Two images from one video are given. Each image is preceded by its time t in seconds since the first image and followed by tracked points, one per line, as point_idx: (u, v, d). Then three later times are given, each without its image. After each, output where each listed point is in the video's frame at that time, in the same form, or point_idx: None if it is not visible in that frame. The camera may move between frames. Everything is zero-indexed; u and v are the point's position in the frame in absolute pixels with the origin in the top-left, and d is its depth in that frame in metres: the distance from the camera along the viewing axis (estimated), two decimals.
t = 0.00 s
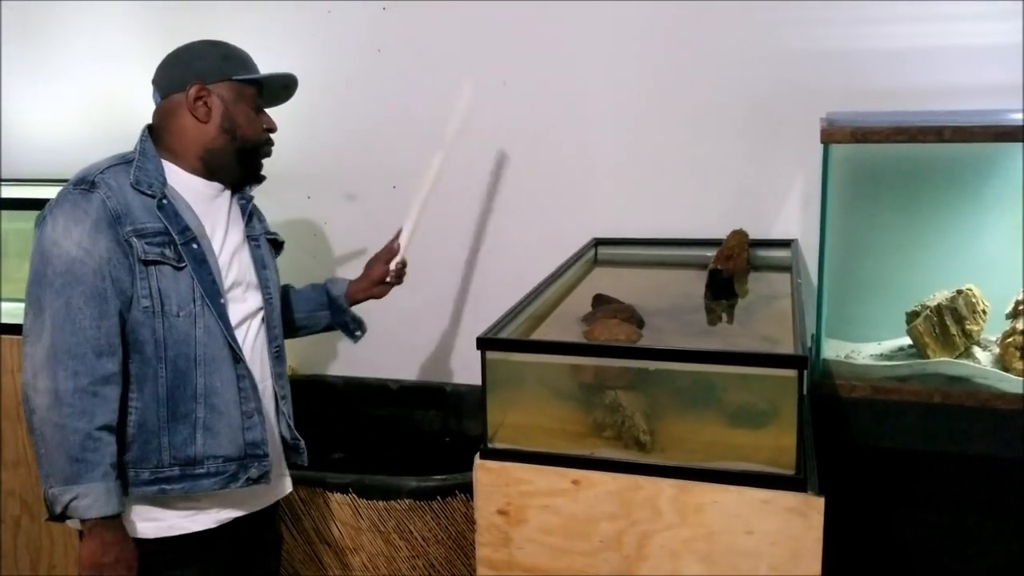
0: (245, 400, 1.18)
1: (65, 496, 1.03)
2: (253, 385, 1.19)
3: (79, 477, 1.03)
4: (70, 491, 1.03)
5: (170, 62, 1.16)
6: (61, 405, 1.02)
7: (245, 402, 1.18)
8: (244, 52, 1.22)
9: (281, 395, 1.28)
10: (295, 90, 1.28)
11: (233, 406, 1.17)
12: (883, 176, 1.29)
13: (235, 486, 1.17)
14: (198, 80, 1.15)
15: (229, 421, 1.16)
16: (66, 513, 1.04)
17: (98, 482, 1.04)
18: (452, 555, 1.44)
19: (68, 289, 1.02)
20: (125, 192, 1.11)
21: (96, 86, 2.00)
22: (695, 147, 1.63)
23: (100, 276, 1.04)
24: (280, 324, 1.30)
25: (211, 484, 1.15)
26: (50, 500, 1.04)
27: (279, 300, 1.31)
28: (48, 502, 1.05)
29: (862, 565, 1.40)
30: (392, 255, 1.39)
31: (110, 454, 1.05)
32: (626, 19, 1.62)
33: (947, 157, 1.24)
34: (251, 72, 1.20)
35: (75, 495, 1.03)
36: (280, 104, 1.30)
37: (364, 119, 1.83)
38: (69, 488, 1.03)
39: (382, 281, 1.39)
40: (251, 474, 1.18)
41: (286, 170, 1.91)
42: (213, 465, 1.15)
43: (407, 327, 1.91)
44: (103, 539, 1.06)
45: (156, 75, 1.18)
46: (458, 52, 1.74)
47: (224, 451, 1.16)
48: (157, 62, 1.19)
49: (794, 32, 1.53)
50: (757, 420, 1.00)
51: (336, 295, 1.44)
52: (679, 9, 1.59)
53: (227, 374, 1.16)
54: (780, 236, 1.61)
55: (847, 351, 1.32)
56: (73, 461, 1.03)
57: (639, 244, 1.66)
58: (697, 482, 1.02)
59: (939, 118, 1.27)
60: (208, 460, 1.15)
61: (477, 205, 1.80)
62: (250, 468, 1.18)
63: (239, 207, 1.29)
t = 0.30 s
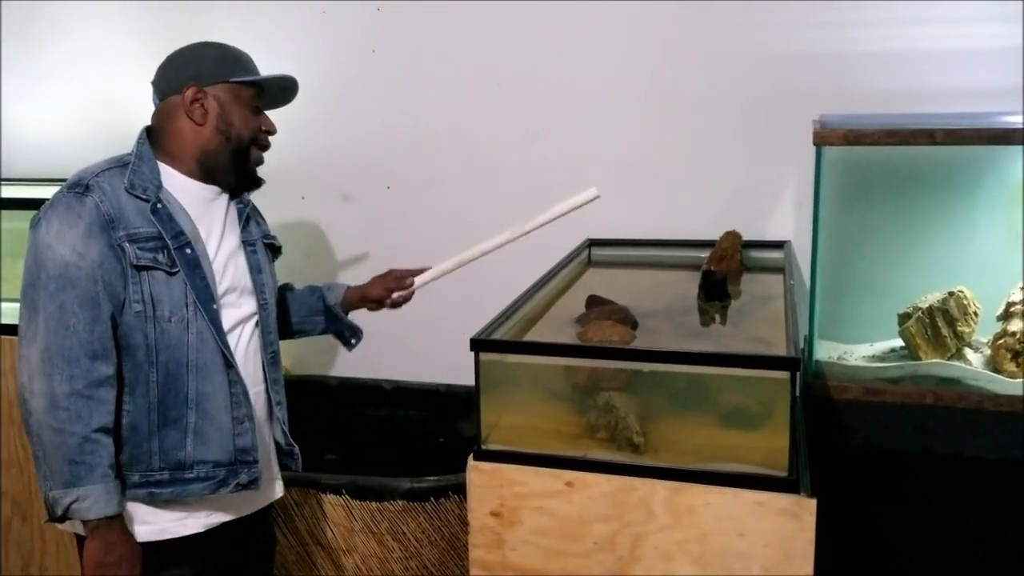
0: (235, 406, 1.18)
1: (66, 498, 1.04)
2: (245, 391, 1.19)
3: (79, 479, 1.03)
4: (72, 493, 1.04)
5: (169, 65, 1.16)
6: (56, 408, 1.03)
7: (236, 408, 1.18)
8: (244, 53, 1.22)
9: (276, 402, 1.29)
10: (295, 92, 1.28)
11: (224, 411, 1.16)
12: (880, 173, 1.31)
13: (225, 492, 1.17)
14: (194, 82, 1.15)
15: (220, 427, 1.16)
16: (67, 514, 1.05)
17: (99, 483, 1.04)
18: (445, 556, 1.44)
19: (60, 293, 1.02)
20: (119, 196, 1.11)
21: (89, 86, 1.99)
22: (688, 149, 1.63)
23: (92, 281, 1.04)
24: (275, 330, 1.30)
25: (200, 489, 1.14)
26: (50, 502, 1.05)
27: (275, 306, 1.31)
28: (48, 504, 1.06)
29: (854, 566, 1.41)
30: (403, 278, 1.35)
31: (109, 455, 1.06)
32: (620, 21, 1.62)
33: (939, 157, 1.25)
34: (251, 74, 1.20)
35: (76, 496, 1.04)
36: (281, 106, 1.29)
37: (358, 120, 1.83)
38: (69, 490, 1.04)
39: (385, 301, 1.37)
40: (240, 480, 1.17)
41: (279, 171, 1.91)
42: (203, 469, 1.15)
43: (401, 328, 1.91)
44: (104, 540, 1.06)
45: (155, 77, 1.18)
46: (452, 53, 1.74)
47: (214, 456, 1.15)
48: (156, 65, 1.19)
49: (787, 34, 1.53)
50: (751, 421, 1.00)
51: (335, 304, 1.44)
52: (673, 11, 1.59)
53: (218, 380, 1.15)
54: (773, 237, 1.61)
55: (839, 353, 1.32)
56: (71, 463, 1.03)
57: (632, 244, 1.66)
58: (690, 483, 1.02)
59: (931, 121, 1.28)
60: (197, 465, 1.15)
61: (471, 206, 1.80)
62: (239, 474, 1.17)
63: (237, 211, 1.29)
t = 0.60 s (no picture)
0: (220, 415, 1.17)
1: (52, 503, 1.03)
2: (230, 402, 1.18)
3: (66, 483, 1.03)
4: (58, 498, 1.03)
5: (170, 66, 1.16)
6: (43, 411, 1.02)
7: (221, 417, 1.17)
8: (248, 57, 1.21)
9: (259, 412, 1.29)
10: (299, 97, 1.27)
11: (209, 421, 1.16)
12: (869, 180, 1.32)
13: (206, 501, 1.17)
14: (193, 85, 1.15)
15: (204, 437, 1.15)
16: (51, 519, 1.04)
17: (86, 488, 1.04)
18: (438, 558, 1.44)
19: (50, 296, 1.02)
20: (113, 199, 1.11)
21: (81, 87, 1.99)
22: (681, 151, 1.63)
23: (82, 284, 1.04)
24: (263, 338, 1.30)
25: (181, 497, 1.14)
26: (35, 508, 1.04)
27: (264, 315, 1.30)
28: (32, 509, 1.05)
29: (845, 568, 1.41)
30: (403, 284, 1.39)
31: (96, 459, 1.05)
32: (613, 24, 1.63)
33: (932, 161, 1.26)
34: (253, 79, 1.19)
35: (63, 502, 1.03)
36: (287, 110, 1.29)
37: (352, 122, 1.83)
38: (56, 495, 1.03)
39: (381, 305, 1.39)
40: (222, 490, 1.17)
41: (271, 173, 1.91)
42: (185, 478, 1.15)
43: (393, 330, 1.91)
44: (92, 544, 1.06)
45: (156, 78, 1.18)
46: (446, 55, 1.74)
47: (196, 465, 1.15)
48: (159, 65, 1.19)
49: (781, 37, 1.53)
50: (743, 424, 1.00)
51: (330, 306, 1.44)
52: (665, 13, 1.59)
53: (204, 390, 1.15)
54: (765, 240, 1.61)
55: (828, 356, 1.34)
56: (58, 468, 1.03)
57: (624, 245, 1.66)
58: (682, 485, 1.02)
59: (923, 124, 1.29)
60: (179, 473, 1.14)
61: (464, 208, 1.80)
62: (222, 484, 1.17)
63: (231, 216, 1.29)
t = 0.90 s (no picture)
0: (221, 419, 1.18)
1: (39, 533, 1.03)
2: (229, 404, 1.19)
3: (52, 513, 1.02)
4: (44, 528, 1.03)
5: (132, 65, 1.15)
6: (30, 438, 1.01)
7: (221, 421, 1.18)
8: (210, 48, 1.21)
9: (260, 407, 1.29)
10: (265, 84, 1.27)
11: (209, 424, 1.17)
12: (861, 184, 1.31)
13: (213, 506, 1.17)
14: (160, 84, 1.14)
15: (206, 442, 1.16)
16: (40, 547, 1.04)
17: (73, 518, 1.03)
18: (432, 559, 1.44)
19: (33, 318, 1.01)
20: (90, 210, 1.10)
21: (76, 88, 1.98)
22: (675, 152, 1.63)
23: (66, 302, 1.02)
24: (255, 334, 1.30)
25: (187, 506, 1.14)
26: (23, 536, 1.04)
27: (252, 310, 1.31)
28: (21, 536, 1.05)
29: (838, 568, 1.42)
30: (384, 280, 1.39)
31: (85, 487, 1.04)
32: (607, 25, 1.63)
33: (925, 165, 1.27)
34: (219, 72, 1.19)
35: (49, 532, 1.03)
36: (251, 99, 1.28)
37: (346, 123, 1.83)
38: (43, 525, 1.03)
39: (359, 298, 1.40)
40: (229, 494, 1.18)
41: (266, 174, 1.91)
42: (189, 486, 1.15)
43: (387, 331, 1.91)
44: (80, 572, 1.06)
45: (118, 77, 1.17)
46: (440, 56, 1.74)
47: (200, 472, 1.16)
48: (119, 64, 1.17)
49: (774, 39, 1.54)
50: (736, 425, 1.01)
51: (308, 298, 1.42)
52: (659, 15, 1.59)
53: (202, 395, 1.15)
54: (759, 241, 1.62)
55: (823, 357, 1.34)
56: (44, 496, 1.02)
57: (619, 246, 1.67)
58: (676, 486, 1.03)
59: (913, 126, 1.29)
60: (184, 482, 1.15)
61: (458, 209, 1.80)
62: (228, 488, 1.18)
63: (209, 214, 1.29)
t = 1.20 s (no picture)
0: (212, 426, 1.18)
1: (40, 556, 1.02)
2: (219, 412, 1.19)
3: (51, 534, 1.02)
4: (45, 550, 1.02)
5: (90, 66, 1.12)
6: (20, 461, 1.00)
7: (213, 429, 1.18)
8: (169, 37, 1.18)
9: (248, 409, 1.30)
10: (233, 67, 1.24)
11: (201, 433, 1.17)
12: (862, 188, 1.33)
13: (209, 515, 1.18)
14: (122, 84, 1.12)
15: (198, 451, 1.16)
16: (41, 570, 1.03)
17: (75, 536, 1.03)
18: (429, 560, 1.44)
19: (14, 336, 0.99)
20: (65, 221, 1.08)
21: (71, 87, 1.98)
22: (671, 153, 1.64)
23: (47, 318, 1.01)
24: (240, 335, 1.30)
25: (183, 517, 1.15)
26: (22, 560, 1.03)
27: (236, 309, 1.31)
28: (20, 559, 1.04)
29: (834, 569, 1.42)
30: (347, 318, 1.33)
31: (82, 504, 1.04)
32: (604, 26, 1.63)
33: (922, 167, 1.27)
34: (182, 63, 1.16)
35: (51, 553, 1.02)
36: (217, 84, 1.26)
37: (343, 124, 1.83)
38: (43, 547, 1.02)
39: (323, 337, 1.36)
40: (224, 502, 1.19)
41: (262, 174, 1.91)
42: (184, 497, 1.15)
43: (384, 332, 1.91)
44: None
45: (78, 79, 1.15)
46: (437, 57, 1.74)
47: (194, 482, 1.16)
48: (77, 65, 1.15)
49: (771, 39, 1.54)
50: (733, 426, 1.01)
51: (268, 331, 1.42)
52: (656, 16, 1.59)
53: (192, 404, 1.15)
54: (755, 242, 1.62)
55: (818, 358, 1.33)
56: (42, 518, 1.01)
57: (616, 248, 1.67)
58: (673, 486, 1.03)
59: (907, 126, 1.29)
60: (178, 493, 1.15)
61: (455, 210, 1.80)
62: (223, 496, 1.19)
63: (187, 213, 1.29)
